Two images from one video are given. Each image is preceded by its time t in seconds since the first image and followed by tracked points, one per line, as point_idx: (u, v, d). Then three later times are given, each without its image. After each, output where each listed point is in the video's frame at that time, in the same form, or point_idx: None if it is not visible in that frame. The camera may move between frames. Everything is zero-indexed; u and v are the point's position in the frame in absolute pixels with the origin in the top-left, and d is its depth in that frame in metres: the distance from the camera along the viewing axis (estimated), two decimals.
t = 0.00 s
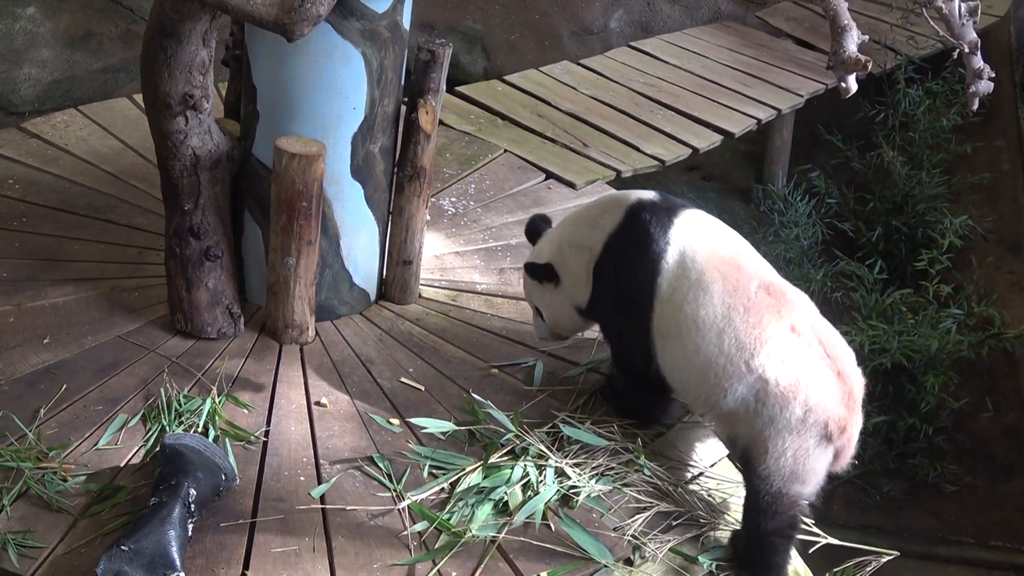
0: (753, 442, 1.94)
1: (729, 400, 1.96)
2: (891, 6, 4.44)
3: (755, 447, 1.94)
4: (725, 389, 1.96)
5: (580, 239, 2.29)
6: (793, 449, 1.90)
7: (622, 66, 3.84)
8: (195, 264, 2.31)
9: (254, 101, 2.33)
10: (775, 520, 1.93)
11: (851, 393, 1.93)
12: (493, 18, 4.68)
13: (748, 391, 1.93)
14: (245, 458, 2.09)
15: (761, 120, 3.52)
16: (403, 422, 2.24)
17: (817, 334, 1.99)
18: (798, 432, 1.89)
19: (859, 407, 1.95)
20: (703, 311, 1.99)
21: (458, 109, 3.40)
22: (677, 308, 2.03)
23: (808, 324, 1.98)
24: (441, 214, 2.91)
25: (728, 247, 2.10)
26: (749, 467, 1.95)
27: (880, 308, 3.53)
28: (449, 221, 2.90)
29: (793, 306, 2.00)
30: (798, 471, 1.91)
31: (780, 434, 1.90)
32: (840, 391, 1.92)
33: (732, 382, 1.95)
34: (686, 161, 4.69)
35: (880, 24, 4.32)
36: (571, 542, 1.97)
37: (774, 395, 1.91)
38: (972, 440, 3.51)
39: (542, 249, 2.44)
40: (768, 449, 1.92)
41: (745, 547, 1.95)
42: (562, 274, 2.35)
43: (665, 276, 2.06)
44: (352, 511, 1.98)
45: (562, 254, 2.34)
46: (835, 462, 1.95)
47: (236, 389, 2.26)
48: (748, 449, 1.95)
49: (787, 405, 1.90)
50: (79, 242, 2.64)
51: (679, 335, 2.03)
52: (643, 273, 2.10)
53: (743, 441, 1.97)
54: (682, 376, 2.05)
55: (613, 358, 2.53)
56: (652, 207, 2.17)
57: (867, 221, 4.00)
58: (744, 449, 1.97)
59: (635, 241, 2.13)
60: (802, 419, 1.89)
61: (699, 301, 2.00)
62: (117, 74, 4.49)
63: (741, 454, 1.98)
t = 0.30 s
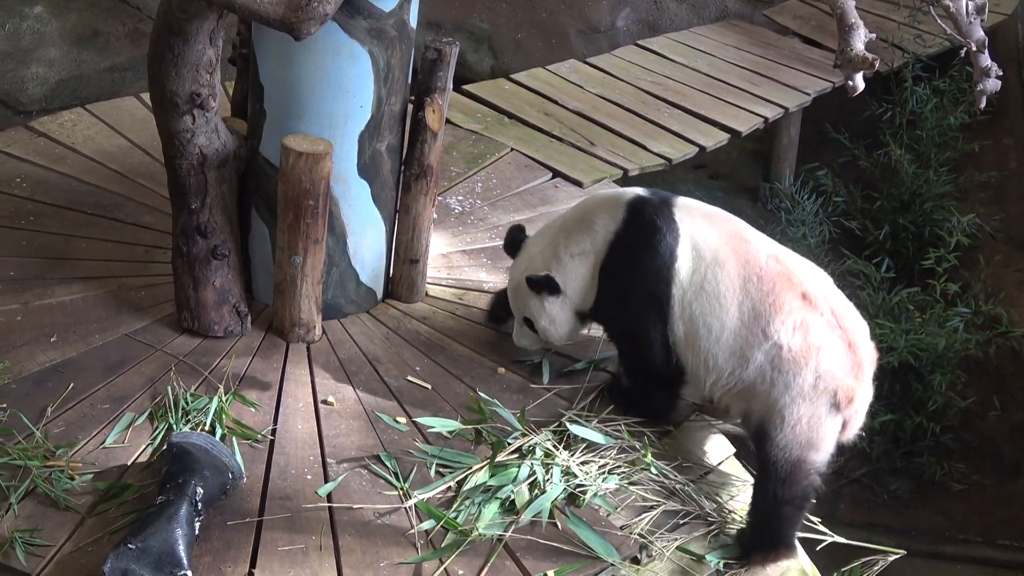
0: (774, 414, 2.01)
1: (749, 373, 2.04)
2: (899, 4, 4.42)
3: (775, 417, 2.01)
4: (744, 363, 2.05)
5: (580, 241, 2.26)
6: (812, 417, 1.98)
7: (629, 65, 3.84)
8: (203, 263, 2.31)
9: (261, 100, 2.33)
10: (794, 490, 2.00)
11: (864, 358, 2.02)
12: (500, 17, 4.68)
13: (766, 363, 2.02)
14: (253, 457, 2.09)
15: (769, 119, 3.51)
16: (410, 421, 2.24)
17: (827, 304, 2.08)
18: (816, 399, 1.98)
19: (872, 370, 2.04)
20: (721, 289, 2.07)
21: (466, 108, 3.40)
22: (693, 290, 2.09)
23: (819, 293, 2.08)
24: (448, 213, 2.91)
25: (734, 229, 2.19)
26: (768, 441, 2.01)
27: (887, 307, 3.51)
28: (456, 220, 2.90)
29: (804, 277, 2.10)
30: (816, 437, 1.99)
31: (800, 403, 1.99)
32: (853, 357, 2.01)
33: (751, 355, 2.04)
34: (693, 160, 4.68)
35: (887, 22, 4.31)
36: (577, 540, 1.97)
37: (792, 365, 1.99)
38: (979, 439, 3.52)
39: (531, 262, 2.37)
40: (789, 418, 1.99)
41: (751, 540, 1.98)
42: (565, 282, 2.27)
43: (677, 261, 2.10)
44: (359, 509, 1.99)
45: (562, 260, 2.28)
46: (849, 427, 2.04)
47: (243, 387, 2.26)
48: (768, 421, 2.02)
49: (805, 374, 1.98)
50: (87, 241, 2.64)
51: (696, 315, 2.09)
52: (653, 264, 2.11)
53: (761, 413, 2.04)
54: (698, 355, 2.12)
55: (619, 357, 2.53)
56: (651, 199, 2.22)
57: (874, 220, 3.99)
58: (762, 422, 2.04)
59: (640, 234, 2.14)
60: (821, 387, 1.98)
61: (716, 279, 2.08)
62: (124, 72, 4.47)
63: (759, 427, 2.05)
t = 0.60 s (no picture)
0: (783, 376, 2.08)
1: (753, 340, 2.09)
2: (906, 2, 4.42)
3: (780, 379, 2.09)
4: (747, 333, 2.10)
5: (568, 252, 2.25)
6: (816, 368, 2.08)
7: (635, 63, 3.84)
8: (209, 260, 2.31)
9: (268, 98, 2.33)
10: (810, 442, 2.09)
11: (852, 303, 2.14)
12: (507, 14, 4.67)
13: (767, 327, 2.08)
14: (259, 454, 2.09)
15: (775, 117, 3.51)
16: (415, 419, 2.25)
17: (808, 258, 2.16)
18: (812, 352, 2.07)
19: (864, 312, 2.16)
20: (715, 260, 2.12)
21: (472, 106, 3.40)
22: (687, 267, 2.12)
23: (800, 249, 2.16)
24: (454, 211, 2.91)
25: (706, 204, 2.25)
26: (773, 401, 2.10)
27: (893, 304, 3.51)
28: (462, 218, 2.90)
29: (782, 237, 2.18)
30: (815, 388, 2.09)
31: (803, 359, 2.07)
32: (843, 304, 2.12)
33: (755, 323, 2.09)
34: (700, 157, 4.68)
35: (894, 20, 4.30)
36: (585, 538, 1.97)
37: (792, 323, 2.06)
38: (986, 438, 3.50)
39: (516, 282, 2.32)
40: (793, 374, 2.08)
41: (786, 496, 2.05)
42: (558, 295, 2.25)
43: (669, 248, 2.12)
44: (365, 507, 1.99)
45: (552, 274, 2.25)
46: (846, 377, 2.13)
47: (249, 385, 2.26)
48: (774, 384, 2.09)
49: (805, 329, 2.06)
50: (93, 238, 2.65)
51: (694, 291, 2.12)
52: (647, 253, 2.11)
53: (767, 379, 2.10)
54: (699, 331, 2.15)
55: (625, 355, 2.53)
56: (626, 195, 2.24)
57: (881, 218, 3.99)
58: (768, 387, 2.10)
59: (627, 229, 2.16)
60: (822, 339, 2.07)
61: (708, 251, 2.12)
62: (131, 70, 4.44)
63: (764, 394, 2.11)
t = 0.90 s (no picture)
0: (790, 351, 2.09)
1: (752, 320, 2.11)
2: None
3: (784, 356, 2.10)
4: (748, 315, 2.11)
5: (559, 256, 2.25)
6: (818, 338, 2.09)
7: (641, 60, 3.84)
8: (214, 258, 2.31)
9: (273, 95, 2.33)
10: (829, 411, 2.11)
11: (843, 269, 2.17)
12: (513, 11, 4.64)
13: (765, 306, 2.09)
14: (265, 451, 2.09)
15: (782, 114, 3.50)
16: (421, 416, 2.25)
17: (795, 235, 2.18)
18: (812, 324, 2.08)
19: (857, 276, 2.20)
20: (708, 246, 2.14)
21: (478, 103, 3.40)
22: (680, 254, 2.14)
23: (786, 227, 2.19)
24: (459, 208, 2.91)
25: (689, 194, 2.28)
26: (781, 377, 2.11)
27: (899, 301, 3.50)
28: (467, 214, 2.90)
29: (767, 216, 2.22)
30: (819, 359, 2.10)
31: (804, 332, 2.08)
32: (835, 271, 2.15)
33: (756, 305, 2.10)
34: (705, 154, 4.67)
35: (900, 17, 4.30)
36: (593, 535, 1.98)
37: (790, 297, 2.08)
38: (993, 435, 3.50)
39: (509, 286, 2.33)
40: (798, 348, 2.09)
41: (816, 466, 2.07)
42: (552, 300, 2.25)
43: (661, 243, 2.13)
44: (371, 503, 1.99)
45: (544, 279, 2.25)
46: (850, 346, 2.14)
47: (255, 381, 2.27)
48: (780, 362, 2.10)
49: (802, 302, 2.08)
50: (99, 235, 2.65)
51: (690, 279, 2.14)
52: (640, 247, 2.11)
53: (772, 358, 2.10)
54: (701, 317, 2.16)
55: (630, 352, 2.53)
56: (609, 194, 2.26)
57: (886, 215, 3.98)
58: (773, 366, 2.11)
59: (615, 229, 2.16)
60: (821, 310, 2.08)
61: (700, 238, 2.15)
62: (138, 67, 4.27)
63: (772, 374, 2.11)
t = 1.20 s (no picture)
0: (807, 336, 2.10)
1: (764, 307, 2.13)
2: None
3: (801, 341, 2.11)
4: (761, 303, 2.13)
5: (563, 257, 2.25)
6: (833, 321, 2.10)
7: (646, 55, 3.83)
8: (221, 254, 2.32)
9: (278, 91, 2.33)
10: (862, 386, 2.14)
11: (849, 248, 2.19)
12: (517, 6, 4.63)
13: (777, 293, 2.11)
14: (271, 447, 2.10)
15: (787, 108, 3.50)
16: (426, 411, 2.25)
17: (799, 222, 2.19)
18: (824, 307, 2.09)
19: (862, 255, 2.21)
20: (715, 238, 2.16)
21: (483, 98, 3.40)
22: (686, 247, 2.15)
23: (789, 214, 2.21)
24: (465, 203, 2.91)
25: (687, 188, 2.29)
26: (798, 363, 2.13)
27: (906, 296, 3.49)
28: (473, 210, 2.90)
29: (768, 204, 2.23)
30: (837, 341, 2.11)
31: (819, 315, 2.09)
32: (841, 251, 2.17)
33: (770, 294, 2.11)
34: (711, 149, 4.66)
35: (905, 12, 4.29)
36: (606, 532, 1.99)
37: (800, 281, 2.09)
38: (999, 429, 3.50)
39: (514, 288, 2.33)
40: (814, 332, 2.10)
41: (861, 439, 2.16)
42: (559, 300, 2.26)
43: (665, 239, 2.13)
44: (377, 499, 1.99)
45: (550, 281, 2.26)
46: (865, 328, 2.15)
47: (261, 377, 2.27)
48: (796, 348, 2.12)
49: (813, 285, 2.09)
50: (105, 231, 2.65)
51: (698, 272, 2.14)
52: (647, 243, 2.11)
53: (790, 345, 2.12)
54: (713, 309, 2.17)
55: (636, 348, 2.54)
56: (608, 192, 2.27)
57: (892, 210, 3.98)
58: (789, 352, 2.12)
59: (618, 227, 2.16)
60: (832, 291, 2.10)
61: (706, 231, 2.16)
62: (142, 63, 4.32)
63: (788, 360, 2.13)
